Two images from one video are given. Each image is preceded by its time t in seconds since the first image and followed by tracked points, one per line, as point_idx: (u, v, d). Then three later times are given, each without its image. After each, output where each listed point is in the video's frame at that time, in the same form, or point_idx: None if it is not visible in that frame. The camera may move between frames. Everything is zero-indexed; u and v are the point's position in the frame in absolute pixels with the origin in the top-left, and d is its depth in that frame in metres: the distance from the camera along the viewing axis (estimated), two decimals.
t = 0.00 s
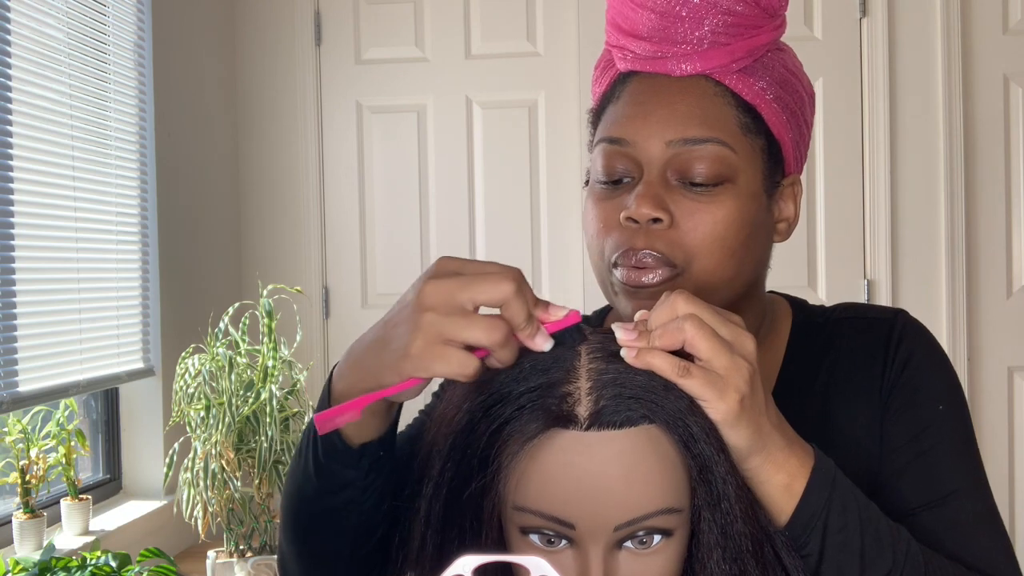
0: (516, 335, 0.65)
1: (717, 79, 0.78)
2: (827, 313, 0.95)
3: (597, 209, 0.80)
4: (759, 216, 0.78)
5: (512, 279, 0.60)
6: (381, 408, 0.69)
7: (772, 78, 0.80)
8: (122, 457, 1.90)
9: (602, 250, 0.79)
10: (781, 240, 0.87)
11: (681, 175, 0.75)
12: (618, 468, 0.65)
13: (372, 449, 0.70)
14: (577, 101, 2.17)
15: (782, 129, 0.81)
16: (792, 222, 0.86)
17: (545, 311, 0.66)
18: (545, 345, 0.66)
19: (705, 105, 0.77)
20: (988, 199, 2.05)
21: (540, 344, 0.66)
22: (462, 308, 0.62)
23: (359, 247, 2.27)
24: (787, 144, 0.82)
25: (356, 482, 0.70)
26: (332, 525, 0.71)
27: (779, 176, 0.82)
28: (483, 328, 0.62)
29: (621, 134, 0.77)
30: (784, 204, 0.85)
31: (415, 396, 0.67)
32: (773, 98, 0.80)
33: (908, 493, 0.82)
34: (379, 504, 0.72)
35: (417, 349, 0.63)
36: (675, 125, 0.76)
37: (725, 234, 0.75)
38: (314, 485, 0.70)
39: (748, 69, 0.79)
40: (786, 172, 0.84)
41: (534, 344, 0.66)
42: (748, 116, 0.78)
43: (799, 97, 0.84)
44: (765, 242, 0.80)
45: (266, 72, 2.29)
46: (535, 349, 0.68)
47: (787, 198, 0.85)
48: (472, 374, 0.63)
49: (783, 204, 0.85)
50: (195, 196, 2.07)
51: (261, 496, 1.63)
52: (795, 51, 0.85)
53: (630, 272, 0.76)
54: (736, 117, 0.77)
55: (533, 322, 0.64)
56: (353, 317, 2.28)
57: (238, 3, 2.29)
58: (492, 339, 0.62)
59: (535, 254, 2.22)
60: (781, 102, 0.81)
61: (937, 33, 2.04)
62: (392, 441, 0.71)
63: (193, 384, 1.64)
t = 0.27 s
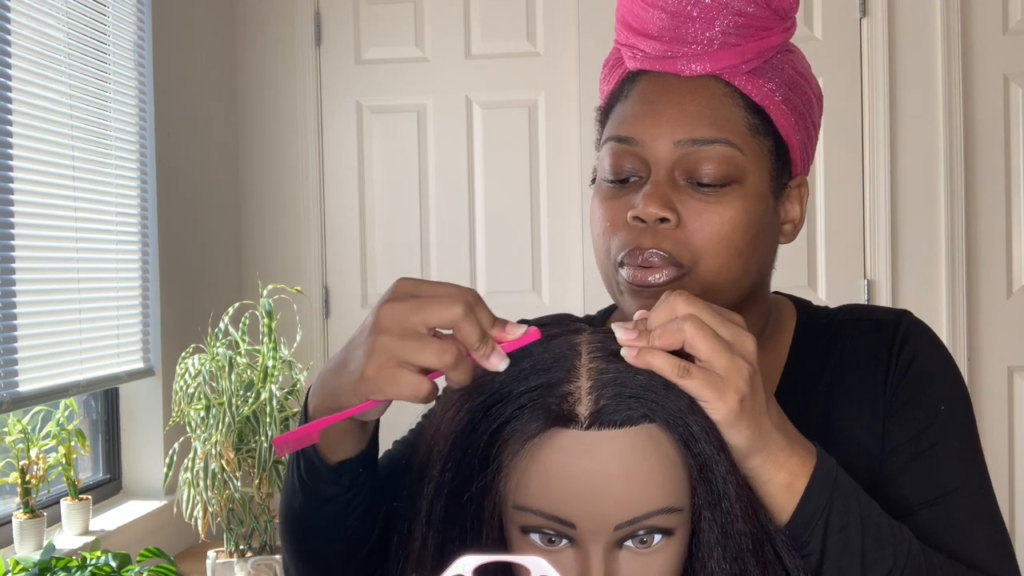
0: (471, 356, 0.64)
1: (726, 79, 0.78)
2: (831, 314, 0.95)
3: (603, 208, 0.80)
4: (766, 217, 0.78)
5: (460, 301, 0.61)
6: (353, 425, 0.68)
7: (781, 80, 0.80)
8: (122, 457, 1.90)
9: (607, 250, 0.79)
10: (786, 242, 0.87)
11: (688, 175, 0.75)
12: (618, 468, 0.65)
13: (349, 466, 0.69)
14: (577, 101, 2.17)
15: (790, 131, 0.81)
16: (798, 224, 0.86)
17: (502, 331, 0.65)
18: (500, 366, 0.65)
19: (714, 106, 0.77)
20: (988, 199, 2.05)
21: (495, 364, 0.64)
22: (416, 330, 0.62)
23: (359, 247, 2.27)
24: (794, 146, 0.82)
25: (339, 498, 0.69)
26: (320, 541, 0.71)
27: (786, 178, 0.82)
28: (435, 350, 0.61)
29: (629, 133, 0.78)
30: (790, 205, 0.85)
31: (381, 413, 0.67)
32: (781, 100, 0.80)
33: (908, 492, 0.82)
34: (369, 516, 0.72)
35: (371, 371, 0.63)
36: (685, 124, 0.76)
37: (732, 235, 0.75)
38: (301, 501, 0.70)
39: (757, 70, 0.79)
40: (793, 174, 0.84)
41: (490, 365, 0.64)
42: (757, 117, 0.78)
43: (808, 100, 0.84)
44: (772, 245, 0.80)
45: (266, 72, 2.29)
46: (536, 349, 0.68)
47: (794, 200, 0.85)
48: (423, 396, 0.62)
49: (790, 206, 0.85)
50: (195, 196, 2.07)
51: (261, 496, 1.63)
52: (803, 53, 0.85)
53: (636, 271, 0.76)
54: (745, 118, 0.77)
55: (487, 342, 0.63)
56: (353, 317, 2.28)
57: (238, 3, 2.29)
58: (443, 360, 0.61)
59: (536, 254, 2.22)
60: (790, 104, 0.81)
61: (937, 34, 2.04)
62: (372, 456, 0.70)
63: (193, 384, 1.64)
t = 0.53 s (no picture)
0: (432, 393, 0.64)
1: (740, 79, 0.78)
2: (829, 316, 0.95)
3: (611, 204, 0.79)
4: (774, 218, 0.79)
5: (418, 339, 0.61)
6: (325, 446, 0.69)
7: (795, 82, 0.80)
8: (122, 457, 1.90)
9: (615, 245, 0.78)
10: (793, 244, 0.87)
11: (699, 173, 0.75)
12: (618, 467, 0.65)
13: (322, 487, 0.70)
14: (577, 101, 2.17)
15: (800, 133, 0.81)
16: (804, 227, 0.86)
17: (462, 365, 0.64)
18: (459, 400, 0.64)
19: (726, 105, 0.77)
20: (988, 199, 2.05)
21: (454, 400, 0.64)
22: (374, 368, 0.62)
23: (359, 247, 2.28)
24: (805, 148, 0.82)
25: (319, 518, 0.71)
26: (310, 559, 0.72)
27: (795, 179, 0.83)
28: (392, 389, 0.60)
29: (641, 129, 0.77)
30: (798, 208, 0.85)
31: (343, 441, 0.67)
32: (794, 102, 0.80)
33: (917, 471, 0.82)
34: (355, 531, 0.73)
35: (331, 407, 0.62)
36: (697, 122, 0.76)
37: (740, 235, 0.75)
38: (284, 524, 0.72)
39: (771, 71, 0.79)
40: (801, 176, 0.84)
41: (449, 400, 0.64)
42: (769, 118, 0.79)
43: (819, 103, 0.84)
44: (779, 246, 0.81)
45: (266, 72, 2.29)
46: (537, 348, 0.68)
47: (801, 202, 0.85)
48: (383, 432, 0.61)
49: (797, 208, 0.85)
50: (195, 196, 2.07)
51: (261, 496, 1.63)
52: (816, 57, 0.85)
53: (643, 266, 0.75)
54: (758, 119, 0.78)
55: (446, 379, 0.63)
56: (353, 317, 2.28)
57: (237, 4, 2.29)
58: (402, 399, 0.61)
59: (535, 254, 2.22)
60: (802, 106, 0.81)
61: (937, 33, 2.04)
62: (346, 475, 0.71)
63: (193, 384, 1.64)
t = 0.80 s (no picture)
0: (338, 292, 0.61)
1: (741, 80, 0.78)
2: (830, 314, 0.94)
3: (611, 203, 0.79)
4: (774, 220, 0.79)
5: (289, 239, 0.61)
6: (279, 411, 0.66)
7: (796, 83, 0.80)
8: (122, 457, 1.90)
9: (614, 244, 0.78)
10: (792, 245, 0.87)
11: (700, 173, 0.75)
12: (620, 467, 0.65)
13: (285, 454, 0.66)
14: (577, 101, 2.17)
15: (801, 134, 0.81)
16: (803, 228, 0.86)
17: (352, 248, 0.61)
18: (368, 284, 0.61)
19: (728, 104, 0.77)
20: (988, 199, 2.05)
21: (359, 286, 0.60)
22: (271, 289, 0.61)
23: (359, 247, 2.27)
24: (805, 150, 0.82)
25: (293, 492, 0.67)
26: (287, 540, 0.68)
27: (795, 181, 0.83)
28: (298, 299, 0.60)
29: (641, 128, 0.77)
30: (797, 209, 0.85)
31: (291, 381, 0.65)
32: (795, 104, 0.80)
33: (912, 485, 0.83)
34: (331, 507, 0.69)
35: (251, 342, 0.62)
36: (699, 122, 0.76)
37: (741, 236, 0.75)
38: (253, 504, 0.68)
39: (772, 72, 0.79)
40: (801, 178, 0.84)
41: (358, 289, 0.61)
42: (770, 120, 0.79)
43: (820, 105, 0.84)
44: (778, 247, 0.81)
45: (266, 72, 2.29)
46: (539, 348, 0.69)
47: (800, 204, 0.85)
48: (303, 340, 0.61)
49: (796, 209, 0.85)
50: (195, 196, 2.07)
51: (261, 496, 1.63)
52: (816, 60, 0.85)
53: (642, 265, 0.75)
54: (759, 119, 0.78)
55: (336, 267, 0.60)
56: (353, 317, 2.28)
57: (238, 5, 2.29)
58: (306, 302, 0.59)
59: (536, 254, 2.22)
60: (803, 108, 0.81)
61: (937, 34, 2.05)
62: (307, 439, 0.67)
63: (193, 384, 1.64)
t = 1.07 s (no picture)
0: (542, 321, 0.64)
1: (732, 78, 0.78)
2: (828, 313, 0.95)
3: (605, 203, 0.79)
4: (768, 217, 0.79)
5: (528, 268, 0.60)
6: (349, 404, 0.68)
7: (787, 80, 0.80)
8: (122, 457, 1.90)
9: (609, 245, 0.78)
10: (788, 242, 0.87)
11: (693, 172, 0.75)
12: (621, 466, 0.65)
13: (383, 436, 0.70)
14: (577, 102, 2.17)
15: (794, 131, 0.81)
16: (798, 224, 0.86)
17: (569, 293, 0.65)
18: (567, 331, 0.65)
19: (720, 102, 0.77)
20: (988, 199, 2.05)
21: (565, 329, 0.65)
22: (481, 295, 0.61)
23: (359, 247, 2.27)
24: (798, 147, 0.82)
25: (363, 467, 0.71)
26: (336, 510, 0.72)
27: (789, 178, 0.83)
28: (503, 315, 0.61)
29: (633, 128, 0.77)
30: (791, 206, 0.85)
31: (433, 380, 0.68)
32: (787, 101, 0.80)
33: (910, 490, 0.83)
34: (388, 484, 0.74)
35: (433, 338, 0.62)
36: (690, 120, 0.76)
37: (736, 234, 0.75)
38: (316, 470, 0.71)
39: (764, 70, 0.79)
40: (795, 175, 0.84)
41: (558, 329, 0.65)
42: (762, 117, 0.79)
43: (813, 101, 0.84)
44: (773, 245, 0.81)
45: (265, 72, 2.29)
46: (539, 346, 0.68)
47: (795, 201, 0.85)
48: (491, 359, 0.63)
49: (791, 207, 0.85)
50: (194, 195, 2.07)
51: (261, 496, 1.64)
52: (809, 55, 0.85)
53: (638, 265, 0.75)
54: (752, 117, 0.78)
55: (556, 307, 0.63)
56: (353, 318, 2.28)
57: (238, 4, 2.29)
58: (512, 325, 0.61)
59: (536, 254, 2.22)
60: (795, 105, 0.81)
61: (937, 34, 2.05)
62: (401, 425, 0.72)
63: (193, 384, 1.64)
